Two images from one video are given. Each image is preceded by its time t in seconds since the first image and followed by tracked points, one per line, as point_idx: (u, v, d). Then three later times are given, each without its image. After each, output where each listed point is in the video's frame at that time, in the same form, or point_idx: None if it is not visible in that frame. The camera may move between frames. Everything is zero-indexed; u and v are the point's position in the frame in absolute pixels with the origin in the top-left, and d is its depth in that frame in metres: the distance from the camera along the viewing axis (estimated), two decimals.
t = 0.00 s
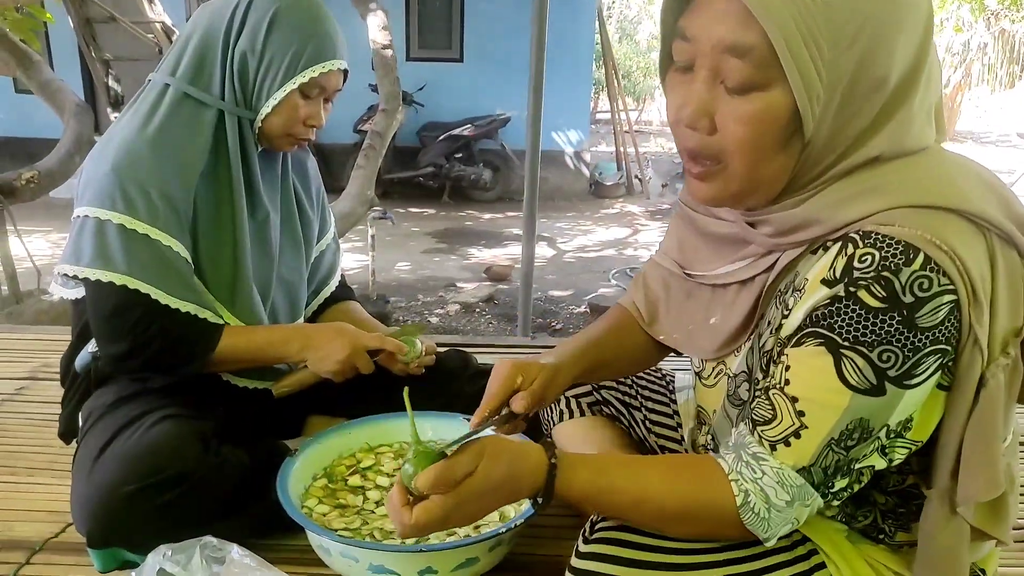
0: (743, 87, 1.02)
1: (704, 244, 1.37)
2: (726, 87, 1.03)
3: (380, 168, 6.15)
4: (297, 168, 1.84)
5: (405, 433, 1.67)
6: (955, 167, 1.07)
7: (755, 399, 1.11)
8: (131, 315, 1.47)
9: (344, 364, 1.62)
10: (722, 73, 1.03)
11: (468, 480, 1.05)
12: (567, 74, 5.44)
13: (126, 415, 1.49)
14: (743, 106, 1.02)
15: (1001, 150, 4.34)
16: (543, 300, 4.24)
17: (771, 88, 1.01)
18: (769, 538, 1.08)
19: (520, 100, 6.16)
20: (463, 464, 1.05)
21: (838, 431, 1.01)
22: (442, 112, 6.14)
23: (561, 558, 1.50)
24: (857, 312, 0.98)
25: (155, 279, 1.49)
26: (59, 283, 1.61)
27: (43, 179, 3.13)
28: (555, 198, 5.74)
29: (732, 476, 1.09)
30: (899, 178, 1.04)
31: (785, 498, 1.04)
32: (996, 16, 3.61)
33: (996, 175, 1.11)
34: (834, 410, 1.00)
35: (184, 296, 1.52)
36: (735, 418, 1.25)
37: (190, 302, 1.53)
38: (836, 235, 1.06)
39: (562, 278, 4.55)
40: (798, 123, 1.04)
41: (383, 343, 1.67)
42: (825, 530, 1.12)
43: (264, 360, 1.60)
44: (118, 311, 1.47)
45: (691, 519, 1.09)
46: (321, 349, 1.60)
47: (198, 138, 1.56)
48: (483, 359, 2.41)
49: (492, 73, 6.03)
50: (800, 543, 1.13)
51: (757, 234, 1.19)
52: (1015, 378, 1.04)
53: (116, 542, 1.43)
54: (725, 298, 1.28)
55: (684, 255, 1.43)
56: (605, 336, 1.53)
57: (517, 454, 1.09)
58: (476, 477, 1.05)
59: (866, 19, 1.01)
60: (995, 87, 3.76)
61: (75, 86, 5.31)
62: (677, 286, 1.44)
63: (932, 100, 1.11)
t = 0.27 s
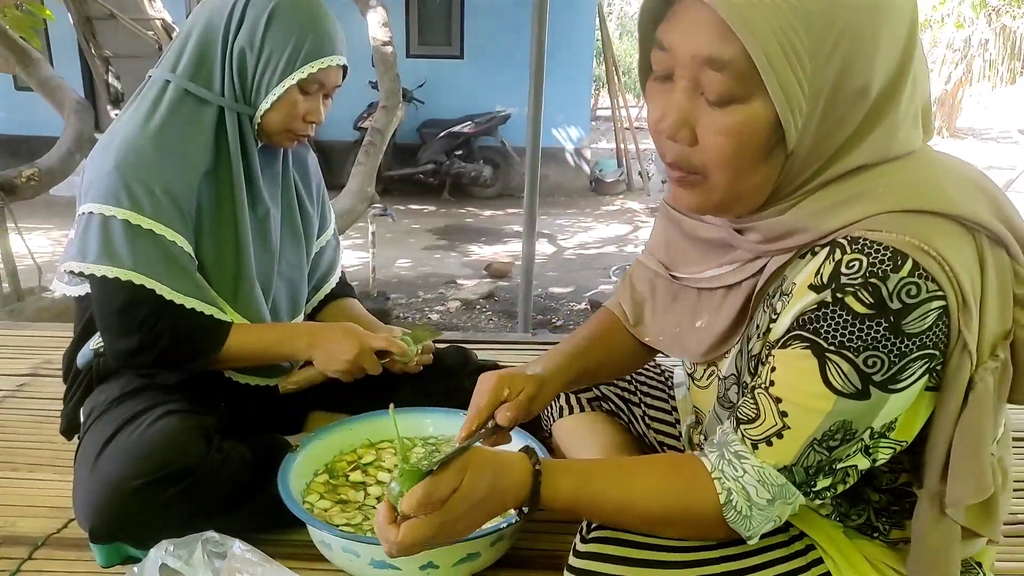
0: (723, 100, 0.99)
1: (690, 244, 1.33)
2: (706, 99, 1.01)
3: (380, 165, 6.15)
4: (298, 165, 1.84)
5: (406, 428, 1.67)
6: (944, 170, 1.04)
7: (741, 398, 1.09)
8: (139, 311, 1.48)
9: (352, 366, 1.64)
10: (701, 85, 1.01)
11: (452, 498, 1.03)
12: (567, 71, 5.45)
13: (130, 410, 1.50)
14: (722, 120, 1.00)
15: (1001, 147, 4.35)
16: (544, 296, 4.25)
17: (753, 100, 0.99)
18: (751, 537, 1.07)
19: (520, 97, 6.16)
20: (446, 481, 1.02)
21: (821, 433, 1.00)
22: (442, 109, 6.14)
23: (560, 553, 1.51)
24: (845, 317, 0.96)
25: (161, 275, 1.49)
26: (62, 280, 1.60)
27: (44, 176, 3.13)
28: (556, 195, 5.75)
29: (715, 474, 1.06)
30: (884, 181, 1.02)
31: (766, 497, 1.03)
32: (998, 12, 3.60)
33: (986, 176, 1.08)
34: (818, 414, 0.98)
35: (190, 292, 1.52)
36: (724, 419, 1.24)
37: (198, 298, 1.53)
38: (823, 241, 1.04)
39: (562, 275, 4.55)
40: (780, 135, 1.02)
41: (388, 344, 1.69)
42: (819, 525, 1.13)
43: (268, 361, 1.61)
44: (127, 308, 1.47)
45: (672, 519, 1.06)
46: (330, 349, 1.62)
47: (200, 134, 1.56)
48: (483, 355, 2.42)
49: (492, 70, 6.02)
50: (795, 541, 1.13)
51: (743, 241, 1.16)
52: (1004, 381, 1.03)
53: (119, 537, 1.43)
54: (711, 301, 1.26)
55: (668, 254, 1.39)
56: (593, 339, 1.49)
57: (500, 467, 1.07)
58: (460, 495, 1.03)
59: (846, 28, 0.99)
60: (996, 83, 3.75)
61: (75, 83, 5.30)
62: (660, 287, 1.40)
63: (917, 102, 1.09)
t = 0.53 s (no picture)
0: (706, 104, 0.98)
1: (679, 244, 1.32)
2: (687, 104, 0.99)
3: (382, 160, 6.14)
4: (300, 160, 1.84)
5: (410, 423, 1.68)
6: (933, 170, 1.02)
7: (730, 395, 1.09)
8: (144, 306, 1.48)
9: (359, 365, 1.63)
10: (682, 90, 0.99)
11: (442, 502, 1.04)
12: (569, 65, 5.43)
13: (134, 405, 1.51)
14: (705, 126, 0.98)
15: (1005, 140, 4.34)
16: (546, 291, 4.24)
17: (732, 107, 0.98)
18: (739, 532, 1.07)
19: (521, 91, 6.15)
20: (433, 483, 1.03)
21: (808, 428, 0.99)
22: (443, 103, 6.13)
23: (563, 547, 1.51)
24: (832, 315, 0.95)
25: (166, 269, 1.49)
26: (65, 275, 1.60)
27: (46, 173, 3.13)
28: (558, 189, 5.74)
29: (702, 470, 1.06)
30: (869, 182, 1.01)
31: (752, 492, 1.03)
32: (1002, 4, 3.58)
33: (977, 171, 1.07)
34: (803, 412, 0.98)
35: (194, 287, 1.52)
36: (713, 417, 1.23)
37: (202, 292, 1.53)
38: (813, 241, 1.03)
39: (564, 270, 4.55)
40: (763, 139, 1.01)
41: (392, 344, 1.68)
42: (819, 520, 1.13)
43: (274, 359, 1.61)
44: (132, 302, 1.47)
45: (672, 513, 1.06)
46: (336, 345, 1.62)
47: (202, 128, 1.56)
48: (485, 350, 2.42)
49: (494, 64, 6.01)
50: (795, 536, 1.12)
51: (732, 242, 1.15)
52: (995, 378, 1.02)
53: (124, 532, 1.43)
54: (701, 301, 1.24)
55: (658, 253, 1.38)
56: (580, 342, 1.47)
57: (484, 469, 1.07)
58: (450, 497, 1.03)
59: (832, 30, 0.97)
60: (1000, 77, 3.74)
61: (77, 79, 5.29)
62: (645, 287, 1.39)
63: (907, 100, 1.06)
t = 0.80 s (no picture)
0: (663, 113, 0.97)
1: (655, 250, 1.33)
2: (647, 113, 0.98)
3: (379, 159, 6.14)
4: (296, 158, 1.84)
5: (406, 423, 1.67)
6: (901, 176, 1.00)
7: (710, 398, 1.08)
8: (138, 304, 1.47)
9: (354, 365, 1.63)
10: (641, 98, 0.98)
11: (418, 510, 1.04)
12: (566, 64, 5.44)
13: (128, 405, 1.50)
14: (665, 133, 0.97)
15: (1001, 141, 4.35)
16: (543, 290, 4.24)
17: (690, 116, 0.97)
18: (719, 534, 1.07)
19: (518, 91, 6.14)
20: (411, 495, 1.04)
21: (784, 432, 0.98)
22: (440, 103, 6.12)
23: (558, 546, 1.51)
24: (806, 318, 0.95)
25: (159, 268, 1.49)
26: (60, 274, 1.60)
27: (42, 171, 3.12)
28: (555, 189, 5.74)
29: (681, 472, 1.06)
30: (841, 188, 1.00)
31: (730, 495, 1.02)
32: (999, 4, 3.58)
33: (953, 172, 1.06)
34: (778, 417, 0.97)
35: (187, 285, 1.52)
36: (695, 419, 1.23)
37: (195, 291, 1.53)
38: (788, 246, 1.02)
39: (561, 269, 4.55)
40: (722, 150, 0.99)
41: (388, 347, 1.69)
42: (807, 520, 1.12)
43: (270, 359, 1.60)
44: (127, 300, 1.47)
45: (656, 517, 1.06)
46: (331, 347, 1.61)
47: (196, 127, 1.56)
48: (481, 349, 2.41)
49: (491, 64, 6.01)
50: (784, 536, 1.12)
51: (710, 248, 1.14)
52: (973, 378, 1.01)
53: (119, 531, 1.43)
54: (678, 307, 1.23)
55: (638, 259, 1.37)
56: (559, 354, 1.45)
57: (462, 480, 1.07)
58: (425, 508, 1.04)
59: (788, 40, 0.95)
60: (997, 77, 3.73)
61: (73, 78, 5.28)
62: (624, 293, 1.38)
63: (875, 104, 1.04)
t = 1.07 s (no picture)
0: (642, 113, 0.96)
1: (640, 250, 1.32)
2: (627, 112, 0.98)
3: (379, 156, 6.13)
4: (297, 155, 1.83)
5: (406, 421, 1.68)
6: (884, 172, 0.99)
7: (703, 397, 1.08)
8: (135, 300, 1.47)
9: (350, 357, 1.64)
10: (622, 97, 0.98)
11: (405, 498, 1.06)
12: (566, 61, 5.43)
13: (128, 402, 1.50)
14: (644, 132, 0.97)
15: (1000, 138, 4.35)
16: (543, 288, 4.24)
17: (669, 115, 0.96)
18: (715, 534, 1.06)
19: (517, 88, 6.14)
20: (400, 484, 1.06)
21: (776, 431, 0.98)
22: (440, 100, 6.11)
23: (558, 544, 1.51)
24: (795, 316, 0.94)
25: (157, 264, 1.48)
26: (61, 271, 1.60)
27: (41, 168, 3.12)
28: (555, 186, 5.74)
29: (674, 471, 1.06)
30: (826, 183, 0.99)
31: (724, 494, 1.02)
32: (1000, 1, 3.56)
33: (943, 169, 1.05)
34: (770, 415, 0.97)
35: (185, 282, 1.52)
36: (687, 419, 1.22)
37: (192, 288, 1.53)
38: (776, 243, 1.01)
39: (561, 266, 4.55)
40: (703, 147, 0.99)
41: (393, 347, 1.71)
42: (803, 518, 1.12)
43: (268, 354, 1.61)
44: (127, 296, 1.47)
45: (651, 515, 1.06)
46: (327, 342, 1.63)
47: (195, 123, 1.56)
48: (482, 346, 2.41)
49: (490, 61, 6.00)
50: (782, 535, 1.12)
51: (698, 248, 1.14)
52: (965, 373, 1.01)
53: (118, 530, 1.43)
54: (664, 307, 1.24)
55: (624, 257, 1.37)
56: (538, 361, 1.44)
57: (451, 471, 1.09)
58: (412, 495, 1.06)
59: (768, 35, 0.94)
60: (997, 74, 3.72)
61: (72, 75, 5.27)
62: (610, 294, 1.37)
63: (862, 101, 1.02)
